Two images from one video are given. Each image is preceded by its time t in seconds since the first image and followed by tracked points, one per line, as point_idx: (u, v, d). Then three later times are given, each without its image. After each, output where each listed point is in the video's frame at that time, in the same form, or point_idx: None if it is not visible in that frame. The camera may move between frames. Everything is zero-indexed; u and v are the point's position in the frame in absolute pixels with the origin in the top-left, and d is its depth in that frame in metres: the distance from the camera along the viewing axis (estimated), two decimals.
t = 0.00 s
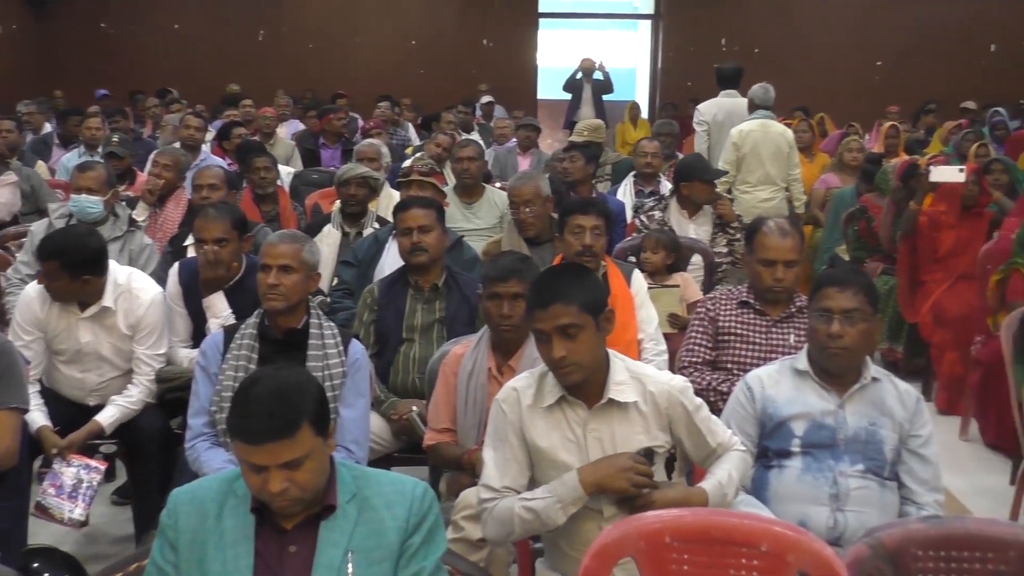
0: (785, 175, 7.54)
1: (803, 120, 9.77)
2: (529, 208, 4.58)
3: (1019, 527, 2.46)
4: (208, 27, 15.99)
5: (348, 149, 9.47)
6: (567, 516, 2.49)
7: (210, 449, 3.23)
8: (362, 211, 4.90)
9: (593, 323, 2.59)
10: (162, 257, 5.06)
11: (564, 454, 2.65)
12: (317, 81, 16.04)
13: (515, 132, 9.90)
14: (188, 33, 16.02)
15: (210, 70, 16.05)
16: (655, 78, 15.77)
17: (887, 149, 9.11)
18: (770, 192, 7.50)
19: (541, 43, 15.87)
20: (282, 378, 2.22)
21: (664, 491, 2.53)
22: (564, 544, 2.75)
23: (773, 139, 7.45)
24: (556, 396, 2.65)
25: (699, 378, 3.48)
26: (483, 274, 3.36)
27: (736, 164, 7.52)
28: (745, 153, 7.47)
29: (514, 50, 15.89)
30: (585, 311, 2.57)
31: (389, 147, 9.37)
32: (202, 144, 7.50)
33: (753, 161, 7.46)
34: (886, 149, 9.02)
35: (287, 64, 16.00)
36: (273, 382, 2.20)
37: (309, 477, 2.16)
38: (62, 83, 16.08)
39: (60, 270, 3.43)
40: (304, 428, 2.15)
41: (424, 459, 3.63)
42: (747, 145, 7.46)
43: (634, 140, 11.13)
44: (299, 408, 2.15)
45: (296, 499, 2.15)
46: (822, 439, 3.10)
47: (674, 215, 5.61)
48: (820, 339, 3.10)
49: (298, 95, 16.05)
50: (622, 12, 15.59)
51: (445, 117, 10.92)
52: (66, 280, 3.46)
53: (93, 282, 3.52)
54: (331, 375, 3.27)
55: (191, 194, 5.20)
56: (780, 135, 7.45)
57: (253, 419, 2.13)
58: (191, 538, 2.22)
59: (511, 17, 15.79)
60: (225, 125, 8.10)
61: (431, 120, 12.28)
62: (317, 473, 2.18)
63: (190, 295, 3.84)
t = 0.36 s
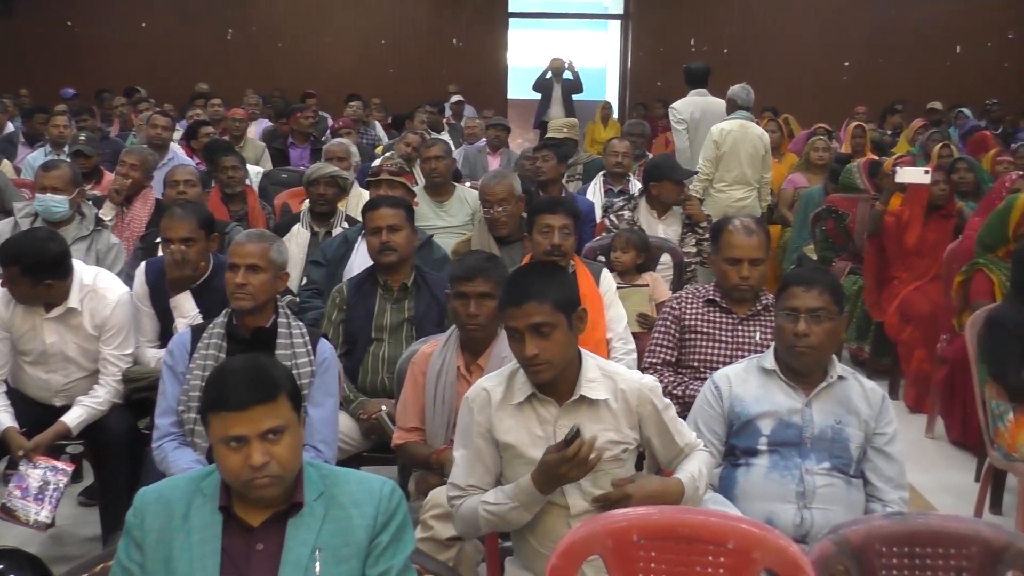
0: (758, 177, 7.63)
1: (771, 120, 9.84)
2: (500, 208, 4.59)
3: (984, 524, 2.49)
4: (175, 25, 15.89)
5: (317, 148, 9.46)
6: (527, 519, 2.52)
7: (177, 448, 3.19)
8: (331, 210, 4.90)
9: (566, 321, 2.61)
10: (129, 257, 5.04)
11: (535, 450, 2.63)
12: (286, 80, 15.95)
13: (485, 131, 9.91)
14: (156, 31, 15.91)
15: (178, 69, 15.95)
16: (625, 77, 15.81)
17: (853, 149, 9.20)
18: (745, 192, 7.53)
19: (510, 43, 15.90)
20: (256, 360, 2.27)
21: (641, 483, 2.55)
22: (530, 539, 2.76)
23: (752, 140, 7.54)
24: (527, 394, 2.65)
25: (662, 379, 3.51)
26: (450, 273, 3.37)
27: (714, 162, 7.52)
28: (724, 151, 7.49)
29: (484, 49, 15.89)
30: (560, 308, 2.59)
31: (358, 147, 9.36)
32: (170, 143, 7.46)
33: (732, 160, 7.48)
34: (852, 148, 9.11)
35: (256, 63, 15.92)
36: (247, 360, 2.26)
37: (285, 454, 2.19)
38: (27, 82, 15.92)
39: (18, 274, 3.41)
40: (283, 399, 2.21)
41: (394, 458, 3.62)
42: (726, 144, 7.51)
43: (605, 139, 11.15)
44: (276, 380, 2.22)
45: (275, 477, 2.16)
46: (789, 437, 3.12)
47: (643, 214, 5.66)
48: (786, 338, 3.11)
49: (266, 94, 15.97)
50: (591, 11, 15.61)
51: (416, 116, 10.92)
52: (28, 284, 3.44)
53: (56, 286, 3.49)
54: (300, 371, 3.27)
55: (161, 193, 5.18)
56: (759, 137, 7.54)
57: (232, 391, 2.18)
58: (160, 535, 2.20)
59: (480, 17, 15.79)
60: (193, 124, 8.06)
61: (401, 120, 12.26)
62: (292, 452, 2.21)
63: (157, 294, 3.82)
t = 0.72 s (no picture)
0: (728, 175, 7.70)
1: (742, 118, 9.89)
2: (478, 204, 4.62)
3: (948, 517, 2.52)
4: (145, 22, 15.78)
5: (289, 147, 9.43)
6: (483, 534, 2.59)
7: (146, 447, 3.17)
8: (302, 209, 4.89)
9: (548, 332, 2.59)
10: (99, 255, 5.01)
11: (504, 444, 2.65)
12: (257, 78, 15.87)
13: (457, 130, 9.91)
14: (126, 28, 15.80)
15: (148, 66, 15.84)
16: (597, 76, 15.83)
17: (823, 148, 9.27)
18: (713, 188, 7.61)
19: (483, 41, 15.90)
20: (229, 353, 2.30)
21: (614, 472, 2.53)
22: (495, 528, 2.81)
23: (723, 137, 7.61)
24: (497, 391, 2.63)
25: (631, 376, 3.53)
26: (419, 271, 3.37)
27: (685, 158, 7.58)
28: (697, 147, 7.55)
29: (457, 47, 15.87)
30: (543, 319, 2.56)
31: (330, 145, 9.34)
32: (140, 141, 7.42)
33: (704, 156, 7.55)
34: (823, 146, 9.17)
35: (227, 61, 15.84)
36: (222, 353, 2.29)
37: (258, 443, 2.20)
38: None
39: None
40: (256, 389, 2.24)
41: (365, 457, 3.62)
42: (698, 140, 7.57)
43: (578, 138, 11.15)
44: (250, 370, 2.25)
45: (248, 466, 2.16)
46: (758, 434, 3.13)
47: (614, 212, 5.70)
48: (755, 335, 3.11)
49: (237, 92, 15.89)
50: (564, 10, 15.61)
51: (389, 114, 10.89)
52: None
53: (26, 286, 3.48)
54: (271, 368, 3.26)
55: (129, 192, 5.15)
56: (730, 134, 7.62)
57: (206, 379, 2.20)
58: (129, 534, 2.18)
59: (453, 15, 15.77)
60: (164, 122, 8.02)
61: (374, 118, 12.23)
62: (265, 442, 2.22)
63: (126, 293, 3.81)
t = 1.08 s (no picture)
0: (685, 167, 8.21)
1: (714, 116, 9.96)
2: (461, 197, 4.68)
3: (918, 511, 2.54)
4: (117, 18, 15.69)
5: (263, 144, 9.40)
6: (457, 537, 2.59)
7: (118, 446, 3.15)
8: (276, 206, 4.89)
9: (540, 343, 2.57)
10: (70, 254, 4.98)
11: (478, 441, 2.65)
12: (230, 75, 15.80)
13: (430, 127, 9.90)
14: (97, 24, 15.71)
15: (120, 61, 15.74)
16: (571, 73, 15.80)
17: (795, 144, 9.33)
18: (670, 181, 8.12)
19: (456, 37, 15.86)
20: (199, 355, 2.24)
21: (577, 434, 2.52)
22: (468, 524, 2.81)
23: (677, 131, 8.08)
24: (469, 389, 2.62)
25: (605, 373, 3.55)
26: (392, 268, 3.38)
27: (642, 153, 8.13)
28: (650, 143, 8.10)
29: (431, 43, 15.83)
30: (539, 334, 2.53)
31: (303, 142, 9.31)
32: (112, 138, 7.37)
33: (658, 149, 8.08)
34: (795, 143, 9.23)
35: (199, 58, 15.75)
36: (191, 355, 2.23)
37: (225, 452, 2.17)
38: None
39: None
40: (224, 399, 2.18)
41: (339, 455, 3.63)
42: (653, 135, 8.09)
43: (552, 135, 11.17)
44: (219, 376, 2.19)
45: (213, 475, 2.14)
46: (730, 430, 3.15)
47: (587, 209, 5.74)
48: (726, 331, 3.13)
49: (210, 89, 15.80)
50: (538, 7, 15.59)
51: (363, 111, 10.88)
52: None
53: None
54: (243, 367, 3.24)
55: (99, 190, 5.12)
56: (684, 129, 8.08)
57: (173, 386, 2.15)
58: (99, 535, 2.17)
59: (427, 11, 15.74)
60: (136, 119, 7.98)
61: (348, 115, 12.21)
62: (232, 450, 2.19)
63: (97, 292, 3.79)
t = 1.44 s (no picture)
0: (651, 155, 8.41)
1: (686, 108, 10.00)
2: (433, 188, 4.69)
3: (885, 499, 2.56)
4: (86, 10, 15.59)
5: (233, 137, 9.38)
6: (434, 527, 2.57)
7: (87, 441, 3.14)
8: (248, 198, 4.88)
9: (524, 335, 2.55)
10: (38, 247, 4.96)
11: (455, 432, 2.62)
12: (200, 68, 15.73)
13: (403, 119, 9.88)
14: (66, 16, 15.61)
15: (89, 54, 15.63)
16: (545, 65, 15.76)
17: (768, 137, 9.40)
18: (639, 168, 8.33)
19: (429, 29, 15.81)
20: (165, 353, 2.22)
21: (548, 435, 2.53)
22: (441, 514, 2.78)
23: (641, 121, 8.31)
24: (449, 379, 2.60)
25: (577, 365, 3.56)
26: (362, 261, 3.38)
27: (610, 143, 8.34)
28: (616, 133, 8.31)
29: (402, 36, 15.82)
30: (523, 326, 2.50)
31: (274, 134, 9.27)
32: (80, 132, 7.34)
33: (623, 137, 8.30)
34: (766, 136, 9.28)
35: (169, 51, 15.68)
36: (156, 355, 2.21)
37: (190, 452, 2.16)
38: None
39: None
40: (189, 399, 2.16)
41: (310, 448, 3.63)
42: (618, 124, 8.32)
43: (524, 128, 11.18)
44: (184, 375, 2.17)
45: (177, 475, 2.14)
46: (700, 421, 3.16)
47: (559, 200, 5.76)
48: (695, 322, 3.13)
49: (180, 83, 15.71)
50: None
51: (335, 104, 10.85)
52: None
53: None
54: (213, 362, 3.23)
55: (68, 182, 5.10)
56: (648, 118, 8.31)
57: (138, 388, 2.13)
58: (64, 531, 2.16)
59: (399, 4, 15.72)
60: (106, 112, 7.94)
61: (321, 108, 12.18)
62: (197, 449, 2.18)
63: (64, 284, 3.76)
